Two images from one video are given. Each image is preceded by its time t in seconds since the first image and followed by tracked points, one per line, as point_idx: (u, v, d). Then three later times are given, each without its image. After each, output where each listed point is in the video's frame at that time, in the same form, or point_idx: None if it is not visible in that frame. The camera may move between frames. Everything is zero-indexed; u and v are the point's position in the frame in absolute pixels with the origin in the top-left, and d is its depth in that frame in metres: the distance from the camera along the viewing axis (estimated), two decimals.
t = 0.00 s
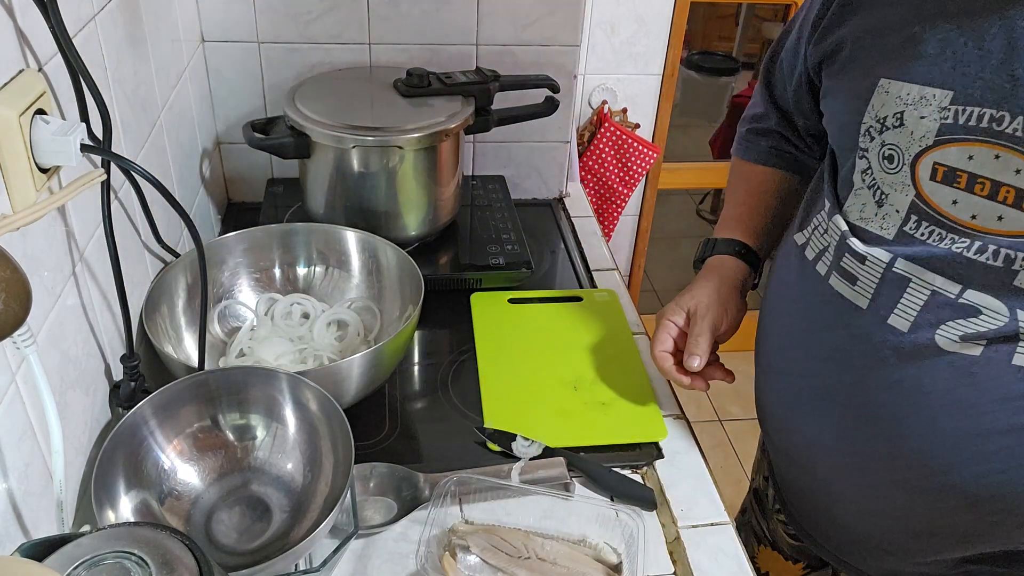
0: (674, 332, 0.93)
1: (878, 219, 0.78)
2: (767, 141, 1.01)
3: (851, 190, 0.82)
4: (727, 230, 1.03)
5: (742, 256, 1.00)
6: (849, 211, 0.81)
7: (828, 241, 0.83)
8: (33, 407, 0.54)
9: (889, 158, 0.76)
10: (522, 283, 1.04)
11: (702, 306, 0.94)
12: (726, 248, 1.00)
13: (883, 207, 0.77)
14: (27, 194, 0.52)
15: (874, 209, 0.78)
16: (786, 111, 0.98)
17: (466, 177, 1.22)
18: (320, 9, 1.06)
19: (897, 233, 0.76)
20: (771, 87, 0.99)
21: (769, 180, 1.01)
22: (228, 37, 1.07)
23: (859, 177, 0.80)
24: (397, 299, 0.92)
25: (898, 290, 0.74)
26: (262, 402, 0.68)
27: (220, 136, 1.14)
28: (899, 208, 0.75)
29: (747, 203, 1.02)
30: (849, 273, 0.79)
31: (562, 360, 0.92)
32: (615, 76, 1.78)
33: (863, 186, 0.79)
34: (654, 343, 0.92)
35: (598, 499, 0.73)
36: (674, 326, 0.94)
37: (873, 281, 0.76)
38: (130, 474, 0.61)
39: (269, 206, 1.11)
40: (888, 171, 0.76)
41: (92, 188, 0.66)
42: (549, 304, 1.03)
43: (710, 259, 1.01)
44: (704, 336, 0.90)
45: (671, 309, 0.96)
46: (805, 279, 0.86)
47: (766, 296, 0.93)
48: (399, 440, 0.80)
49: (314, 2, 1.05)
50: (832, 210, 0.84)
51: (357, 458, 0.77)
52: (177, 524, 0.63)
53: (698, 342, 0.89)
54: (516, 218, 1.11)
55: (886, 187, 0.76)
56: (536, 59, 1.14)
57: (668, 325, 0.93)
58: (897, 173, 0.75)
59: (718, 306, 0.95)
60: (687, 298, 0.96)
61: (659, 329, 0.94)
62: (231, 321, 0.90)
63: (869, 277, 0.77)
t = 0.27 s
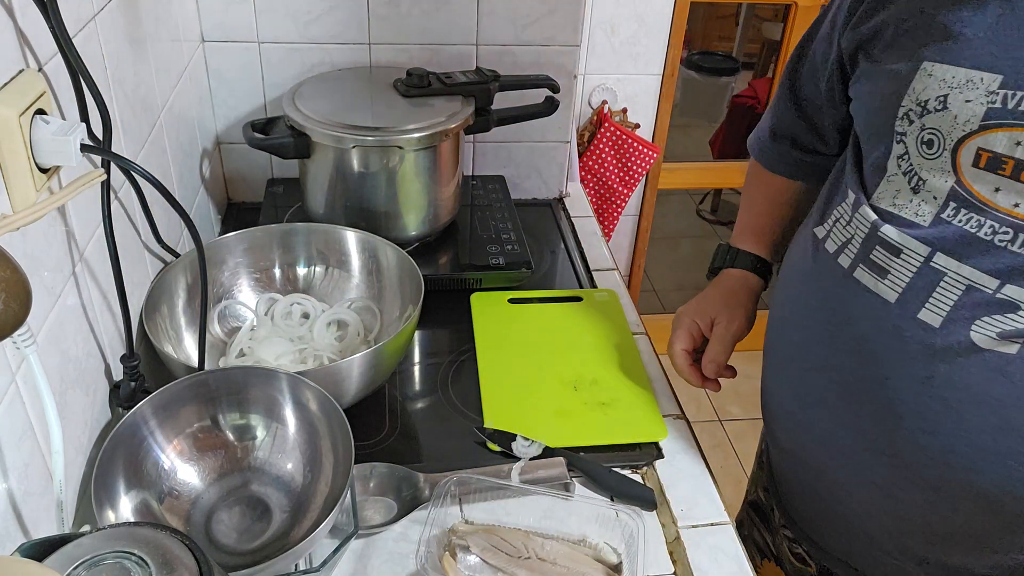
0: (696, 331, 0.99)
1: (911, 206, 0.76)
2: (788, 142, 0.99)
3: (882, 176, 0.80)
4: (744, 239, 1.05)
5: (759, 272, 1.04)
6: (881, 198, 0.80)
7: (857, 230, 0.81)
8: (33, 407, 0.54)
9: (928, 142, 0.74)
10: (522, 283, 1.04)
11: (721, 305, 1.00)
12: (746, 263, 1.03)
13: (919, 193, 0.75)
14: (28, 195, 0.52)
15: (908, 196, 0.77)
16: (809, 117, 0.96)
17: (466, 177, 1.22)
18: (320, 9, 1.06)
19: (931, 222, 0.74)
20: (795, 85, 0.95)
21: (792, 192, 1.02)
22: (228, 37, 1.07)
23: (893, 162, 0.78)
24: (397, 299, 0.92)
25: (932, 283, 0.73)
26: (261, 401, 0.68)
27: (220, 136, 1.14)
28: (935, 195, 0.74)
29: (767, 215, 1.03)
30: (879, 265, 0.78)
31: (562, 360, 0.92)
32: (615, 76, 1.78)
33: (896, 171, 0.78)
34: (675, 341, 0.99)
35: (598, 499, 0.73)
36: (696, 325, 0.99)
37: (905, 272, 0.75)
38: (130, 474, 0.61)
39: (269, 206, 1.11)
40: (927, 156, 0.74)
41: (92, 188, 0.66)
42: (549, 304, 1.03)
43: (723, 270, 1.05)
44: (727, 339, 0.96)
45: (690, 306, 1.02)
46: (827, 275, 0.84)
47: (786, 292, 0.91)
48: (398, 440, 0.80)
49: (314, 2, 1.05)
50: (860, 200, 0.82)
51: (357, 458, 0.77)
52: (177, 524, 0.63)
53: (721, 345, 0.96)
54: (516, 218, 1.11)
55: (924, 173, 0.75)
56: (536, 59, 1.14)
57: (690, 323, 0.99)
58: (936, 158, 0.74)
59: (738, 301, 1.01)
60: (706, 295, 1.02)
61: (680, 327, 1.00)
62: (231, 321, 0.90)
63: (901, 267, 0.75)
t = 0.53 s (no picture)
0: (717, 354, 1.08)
1: (988, 253, 0.67)
2: (831, 160, 0.90)
3: (952, 214, 0.70)
4: (778, 260, 1.01)
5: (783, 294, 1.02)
6: (952, 240, 0.70)
7: (927, 276, 0.71)
8: (33, 407, 0.54)
9: (1009, 181, 0.64)
10: (522, 283, 1.04)
11: (734, 330, 1.05)
12: (772, 287, 1.01)
13: (997, 238, 0.66)
14: (28, 195, 0.52)
15: (985, 241, 0.67)
16: (861, 131, 0.85)
17: (466, 177, 1.22)
18: (320, 9, 1.06)
19: (1014, 272, 0.64)
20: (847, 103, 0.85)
21: (834, 216, 0.96)
22: (228, 37, 1.07)
23: (967, 202, 0.69)
24: (397, 298, 0.92)
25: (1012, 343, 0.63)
26: (261, 401, 0.68)
27: (220, 136, 1.14)
28: (1017, 243, 0.64)
29: (805, 237, 0.99)
30: (950, 320, 0.67)
31: (563, 361, 0.92)
32: (615, 76, 1.78)
33: (970, 213, 0.68)
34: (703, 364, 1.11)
35: (598, 499, 0.73)
36: (717, 350, 1.08)
37: (981, 329, 0.65)
38: (130, 474, 0.61)
39: (270, 206, 1.11)
40: (1007, 195, 0.65)
41: (92, 188, 0.66)
42: (549, 304, 1.03)
43: (747, 287, 1.03)
44: (742, 365, 1.06)
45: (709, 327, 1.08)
46: (884, 322, 0.75)
47: (845, 338, 0.82)
48: (398, 439, 0.80)
49: (314, 2, 1.05)
50: (929, 242, 0.72)
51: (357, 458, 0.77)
52: (177, 524, 0.63)
53: (737, 373, 1.07)
54: (516, 218, 1.11)
55: (1002, 215, 0.65)
56: (536, 59, 1.14)
57: (711, 349, 1.08)
58: (1017, 198, 0.64)
59: (753, 319, 1.04)
60: (722, 314, 1.06)
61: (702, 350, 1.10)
62: (231, 321, 0.90)
63: (976, 324, 0.65)
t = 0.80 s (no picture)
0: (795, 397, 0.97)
1: None
2: (949, 213, 0.76)
3: None
4: (869, 303, 0.88)
5: (873, 338, 0.90)
6: None
7: None
8: (33, 407, 0.54)
9: None
10: (522, 283, 1.04)
11: (815, 375, 0.94)
12: (861, 330, 0.89)
13: None
14: (28, 195, 0.52)
15: None
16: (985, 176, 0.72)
17: (466, 177, 1.22)
18: (320, 9, 1.06)
19: None
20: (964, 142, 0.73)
21: (947, 261, 0.82)
22: (228, 37, 1.07)
23: None
24: (397, 298, 0.92)
25: None
26: (261, 401, 0.68)
27: (220, 136, 1.14)
28: None
29: (904, 284, 0.85)
30: None
31: (563, 361, 0.92)
32: (615, 76, 1.78)
33: None
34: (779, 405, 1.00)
35: (598, 499, 0.73)
36: (795, 393, 0.97)
37: None
38: (130, 474, 0.61)
39: (270, 206, 1.11)
40: None
41: (92, 188, 0.66)
42: (549, 304, 1.03)
43: (833, 328, 0.91)
44: (822, 415, 0.95)
45: (786, 367, 0.97)
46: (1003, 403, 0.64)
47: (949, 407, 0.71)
48: (398, 439, 0.80)
49: (314, 2, 1.05)
50: None
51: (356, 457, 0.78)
52: (177, 524, 0.63)
53: (815, 421, 0.96)
54: (516, 219, 1.11)
55: None
56: (536, 59, 1.14)
57: (788, 392, 0.98)
58: None
59: (836, 365, 0.92)
60: (801, 356, 0.94)
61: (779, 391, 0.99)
62: (231, 321, 0.90)
63: None
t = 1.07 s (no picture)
0: (886, 472, 0.87)
1: None
2: None
3: None
4: (958, 349, 0.86)
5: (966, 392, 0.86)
6: None
7: None
8: (33, 407, 0.54)
9: None
10: (522, 283, 1.04)
11: (911, 442, 0.86)
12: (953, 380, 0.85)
13: None
14: (27, 194, 0.52)
15: None
16: None
17: (466, 178, 1.22)
18: (320, 9, 1.06)
19: None
20: None
21: None
22: (228, 37, 1.07)
23: None
24: (397, 298, 0.92)
25: None
26: (261, 401, 0.68)
27: (220, 136, 1.14)
28: None
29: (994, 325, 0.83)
30: None
31: (563, 361, 0.92)
32: (615, 76, 1.78)
33: None
34: (863, 487, 0.88)
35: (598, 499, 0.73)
36: (884, 466, 0.87)
37: None
38: (130, 474, 0.61)
39: (270, 206, 1.11)
40: None
41: (92, 187, 0.66)
42: (549, 304, 1.03)
43: (919, 382, 0.86)
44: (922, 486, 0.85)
45: (871, 435, 0.88)
46: None
47: None
48: (397, 439, 0.80)
49: (314, 2, 1.05)
50: None
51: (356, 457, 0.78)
52: (177, 524, 0.63)
53: (913, 496, 0.85)
54: (516, 219, 1.11)
55: None
56: (536, 60, 1.14)
57: (879, 465, 0.87)
58: None
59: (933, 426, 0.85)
60: (889, 418, 0.87)
61: (863, 470, 0.88)
62: (231, 321, 0.90)
63: None
